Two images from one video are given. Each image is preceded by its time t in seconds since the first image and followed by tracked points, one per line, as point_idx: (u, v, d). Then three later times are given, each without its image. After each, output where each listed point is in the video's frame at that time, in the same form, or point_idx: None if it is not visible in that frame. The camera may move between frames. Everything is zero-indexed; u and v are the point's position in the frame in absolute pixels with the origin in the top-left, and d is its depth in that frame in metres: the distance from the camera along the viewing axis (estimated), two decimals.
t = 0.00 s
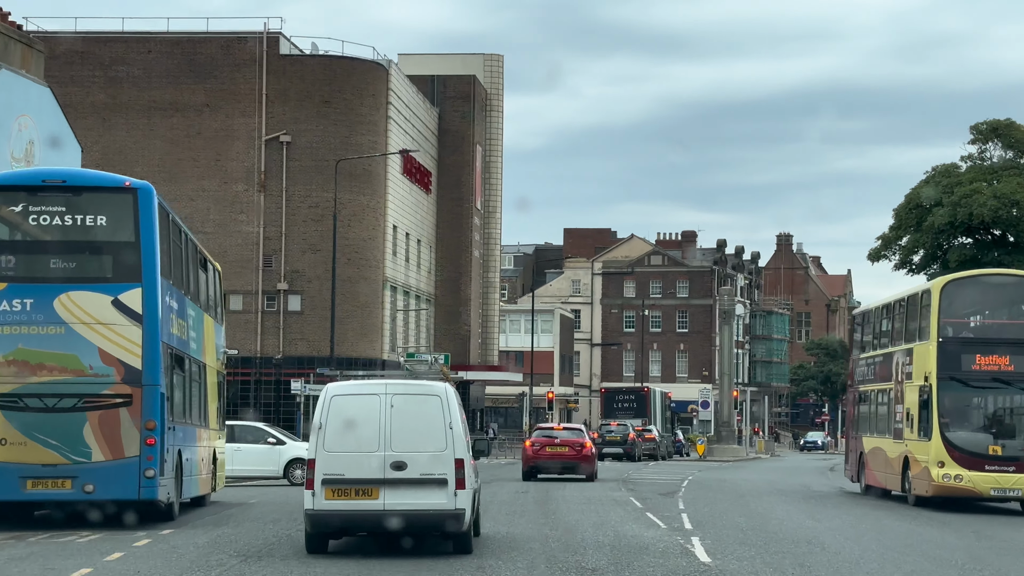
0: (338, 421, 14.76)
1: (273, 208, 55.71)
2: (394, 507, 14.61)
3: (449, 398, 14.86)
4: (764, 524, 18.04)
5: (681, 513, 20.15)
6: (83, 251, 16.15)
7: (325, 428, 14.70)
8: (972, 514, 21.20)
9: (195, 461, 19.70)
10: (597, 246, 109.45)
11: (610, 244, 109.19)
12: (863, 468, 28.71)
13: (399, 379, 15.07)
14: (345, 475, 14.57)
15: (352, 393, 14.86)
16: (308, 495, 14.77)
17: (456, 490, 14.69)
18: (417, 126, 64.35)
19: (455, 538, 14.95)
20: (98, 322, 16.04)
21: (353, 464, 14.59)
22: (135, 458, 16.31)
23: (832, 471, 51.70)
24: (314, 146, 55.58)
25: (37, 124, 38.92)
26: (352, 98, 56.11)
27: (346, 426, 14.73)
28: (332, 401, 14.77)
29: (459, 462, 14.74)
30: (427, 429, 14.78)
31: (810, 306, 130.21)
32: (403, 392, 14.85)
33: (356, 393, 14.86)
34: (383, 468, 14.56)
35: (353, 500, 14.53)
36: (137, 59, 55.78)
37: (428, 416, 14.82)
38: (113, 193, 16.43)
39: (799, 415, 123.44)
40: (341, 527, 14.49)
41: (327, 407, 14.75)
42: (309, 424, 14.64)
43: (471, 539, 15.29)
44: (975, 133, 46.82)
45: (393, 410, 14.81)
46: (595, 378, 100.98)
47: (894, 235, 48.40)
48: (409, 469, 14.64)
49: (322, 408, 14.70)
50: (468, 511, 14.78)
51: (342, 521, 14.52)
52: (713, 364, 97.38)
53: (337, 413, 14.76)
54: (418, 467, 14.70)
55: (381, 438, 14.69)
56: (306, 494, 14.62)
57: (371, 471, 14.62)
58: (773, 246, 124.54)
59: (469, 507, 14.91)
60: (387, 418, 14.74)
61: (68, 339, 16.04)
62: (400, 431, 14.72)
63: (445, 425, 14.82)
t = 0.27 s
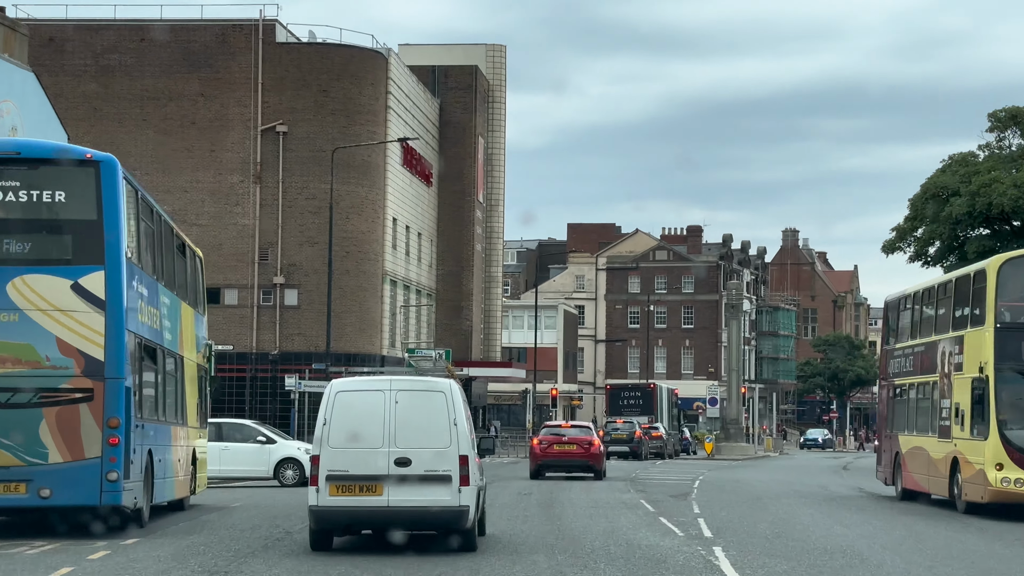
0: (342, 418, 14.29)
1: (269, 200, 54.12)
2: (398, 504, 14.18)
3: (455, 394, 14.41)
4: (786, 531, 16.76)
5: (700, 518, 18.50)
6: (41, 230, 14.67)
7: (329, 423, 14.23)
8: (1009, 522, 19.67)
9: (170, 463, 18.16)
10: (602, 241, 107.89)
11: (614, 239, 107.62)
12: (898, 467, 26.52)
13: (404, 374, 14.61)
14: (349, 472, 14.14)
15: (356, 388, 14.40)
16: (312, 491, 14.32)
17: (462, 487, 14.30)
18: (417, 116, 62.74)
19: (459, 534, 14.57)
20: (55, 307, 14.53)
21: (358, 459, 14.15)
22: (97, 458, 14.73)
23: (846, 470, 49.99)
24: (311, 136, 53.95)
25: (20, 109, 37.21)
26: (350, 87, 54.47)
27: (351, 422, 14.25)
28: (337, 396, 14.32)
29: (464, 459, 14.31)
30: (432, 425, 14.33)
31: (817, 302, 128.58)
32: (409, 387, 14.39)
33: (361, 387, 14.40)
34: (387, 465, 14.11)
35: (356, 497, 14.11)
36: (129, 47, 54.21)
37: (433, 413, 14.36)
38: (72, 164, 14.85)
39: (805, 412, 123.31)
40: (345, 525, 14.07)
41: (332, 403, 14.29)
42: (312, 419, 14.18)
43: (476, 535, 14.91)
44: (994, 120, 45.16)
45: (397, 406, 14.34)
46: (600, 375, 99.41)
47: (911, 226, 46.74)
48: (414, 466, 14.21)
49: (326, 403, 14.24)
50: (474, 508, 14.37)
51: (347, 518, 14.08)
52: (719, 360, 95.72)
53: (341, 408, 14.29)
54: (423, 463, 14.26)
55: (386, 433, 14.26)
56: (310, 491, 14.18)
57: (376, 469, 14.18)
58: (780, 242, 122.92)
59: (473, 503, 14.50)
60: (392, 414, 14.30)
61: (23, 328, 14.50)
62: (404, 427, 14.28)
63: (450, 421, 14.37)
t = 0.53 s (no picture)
0: (345, 415, 14.36)
1: (262, 191, 52.61)
2: (402, 500, 14.26)
3: (457, 390, 14.43)
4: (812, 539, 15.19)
5: (719, 524, 16.93)
6: None
7: (332, 421, 14.32)
8: None
9: (137, 463, 16.64)
10: (604, 236, 106.38)
11: (617, 234, 106.16)
12: (941, 468, 24.63)
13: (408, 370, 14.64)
14: (353, 468, 14.24)
15: (359, 385, 14.45)
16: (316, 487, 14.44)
17: (465, 483, 14.33)
18: (415, 106, 61.23)
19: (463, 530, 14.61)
20: None
21: (362, 456, 14.23)
22: (46, 460, 13.17)
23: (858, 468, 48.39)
24: (305, 124, 52.46)
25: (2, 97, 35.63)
26: (345, 73, 53.00)
27: (354, 420, 14.32)
28: (341, 394, 14.38)
29: (467, 455, 14.35)
30: (434, 422, 14.36)
31: (822, 297, 127.12)
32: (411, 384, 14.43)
33: (363, 385, 14.44)
34: (390, 461, 14.19)
35: (360, 493, 14.20)
36: (118, 33, 52.71)
37: (436, 410, 14.39)
38: (20, 133, 13.50)
39: (810, 409, 121.76)
40: (349, 520, 14.20)
41: (335, 400, 14.36)
42: (315, 417, 14.28)
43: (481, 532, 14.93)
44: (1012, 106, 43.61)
45: (400, 403, 14.38)
46: (603, 371, 97.89)
47: (925, 216, 45.18)
48: (417, 462, 14.28)
49: (329, 401, 14.31)
50: (477, 504, 14.40)
51: (351, 513, 14.20)
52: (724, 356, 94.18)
53: (344, 406, 14.36)
54: (426, 459, 14.32)
55: (389, 430, 14.30)
56: (315, 487, 14.30)
57: (380, 465, 14.27)
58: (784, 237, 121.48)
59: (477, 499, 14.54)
60: (394, 411, 14.34)
61: None
62: (407, 424, 14.33)
63: (452, 418, 14.40)
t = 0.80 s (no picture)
0: (347, 416, 14.73)
1: (253, 182, 50.99)
2: (404, 500, 14.64)
3: (458, 391, 14.77)
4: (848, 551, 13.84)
5: (738, 531, 15.32)
6: None
7: (335, 422, 14.70)
8: None
9: (97, 463, 15.14)
10: (604, 230, 104.81)
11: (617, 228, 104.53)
12: (988, 469, 23.01)
13: (410, 371, 14.97)
14: (356, 468, 14.63)
15: (362, 387, 14.78)
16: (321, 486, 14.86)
17: (467, 482, 14.69)
18: (411, 95, 59.53)
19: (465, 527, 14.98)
20: None
21: (365, 456, 14.61)
22: None
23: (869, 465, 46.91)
24: (297, 113, 50.89)
25: None
26: (338, 60, 51.44)
27: (358, 421, 14.69)
28: (343, 396, 14.73)
29: (468, 454, 14.70)
30: (436, 422, 14.71)
31: (824, 293, 125.56)
32: (413, 384, 14.77)
33: (365, 387, 14.77)
34: (393, 462, 14.58)
35: (363, 493, 14.60)
36: (104, 19, 51.10)
37: (437, 410, 14.74)
38: None
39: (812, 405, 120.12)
40: (353, 519, 14.63)
41: (338, 402, 14.71)
42: (319, 418, 14.67)
43: (481, 530, 15.28)
44: None
45: (402, 405, 14.74)
46: (603, 367, 96.29)
47: (938, 205, 43.68)
48: (419, 462, 14.65)
49: (332, 403, 14.68)
50: (479, 501, 14.75)
51: (355, 513, 14.62)
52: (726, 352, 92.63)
53: (347, 407, 14.71)
54: (427, 458, 14.69)
55: (391, 431, 14.67)
56: (319, 487, 14.74)
57: (382, 465, 14.66)
58: (787, 232, 119.94)
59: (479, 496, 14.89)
60: (396, 412, 14.69)
61: None
62: (409, 425, 14.69)
63: (453, 419, 14.74)
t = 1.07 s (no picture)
0: (351, 412, 14.54)
1: (242, 172, 49.37)
2: (408, 496, 14.42)
3: (462, 386, 14.62)
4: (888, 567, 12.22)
5: (762, 540, 13.82)
6: None
7: (338, 419, 14.51)
8: None
9: (43, 466, 13.43)
10: (605, 225, 103.30)
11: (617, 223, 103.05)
12: None
13: (413, 368, 14.83)
14: (359, 465, 14.39)
15: (365, 383, 14.62)
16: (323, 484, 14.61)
17: (472, 479, 14.49)
18: (407, 84, 57.94)
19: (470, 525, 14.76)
20: None
21: (368, 453, 14.41)
22: None
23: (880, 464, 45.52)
24: (288, 100, 49.27)
25: None
26: (331, 47, 49.92)
27: (361, 417, 14.50)
28: (347, 391, 14.56)
29: (473, 450, 14.52)
30: (439, 418, 14.54)
31: (827, 289, 124.06)
32: (417, 380, 14.65)
33: (369, 383, 14.61)
34: (397, 458, 14.37)
35: (367, 490, 14.36)
36: (89, 4, 49.53)
37: (441, 405, 14.58)
38: None
39: (815, 403, 118.70)
40: (356, 516, 14.37)
41: (341, 398, 14.54)
42: (323, 414, 14.48)
43: (485, 527, 15.07)
44: None
45: (406, 400, 14.59)
46: (604, 365, 94.76)
47: (953, 193, 42.17)
48: (423, 458, 14.46)
49: (335, 399, 14.50)
50: (483, 498, 14.57)
51: (358, 510, 14.37)
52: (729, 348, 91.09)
53: (351, 403, 14.53)
54: (432, 455, 14.50)
55: (395, 427, 14.49)
56: (322, 484, 14.48)
57: (386, 461, 14.44)
58: (789, 227, 118.60)
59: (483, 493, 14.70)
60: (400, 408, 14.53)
61: None
62: (413, 421, 14.53)
63: (458, 415, 14.59)
